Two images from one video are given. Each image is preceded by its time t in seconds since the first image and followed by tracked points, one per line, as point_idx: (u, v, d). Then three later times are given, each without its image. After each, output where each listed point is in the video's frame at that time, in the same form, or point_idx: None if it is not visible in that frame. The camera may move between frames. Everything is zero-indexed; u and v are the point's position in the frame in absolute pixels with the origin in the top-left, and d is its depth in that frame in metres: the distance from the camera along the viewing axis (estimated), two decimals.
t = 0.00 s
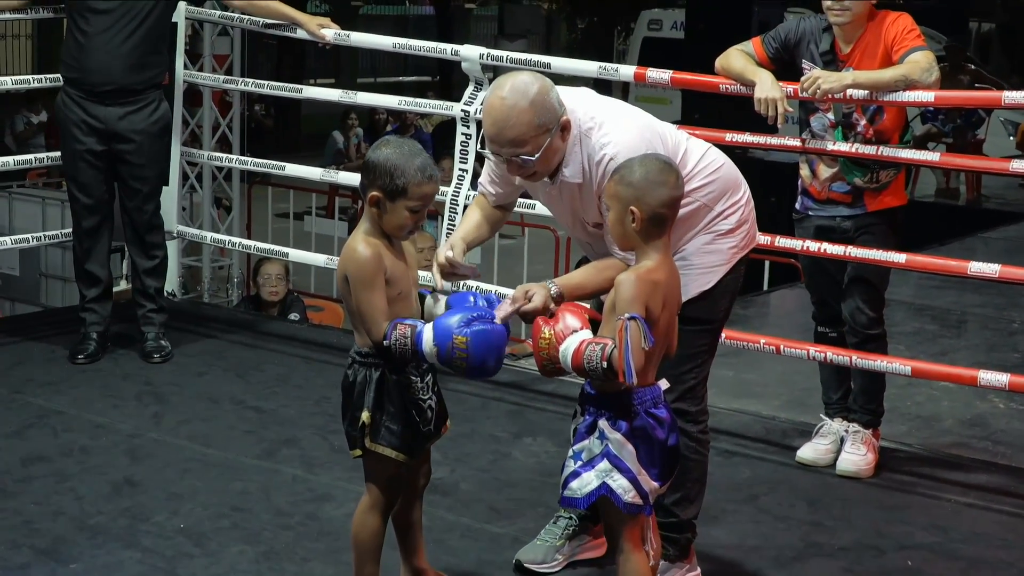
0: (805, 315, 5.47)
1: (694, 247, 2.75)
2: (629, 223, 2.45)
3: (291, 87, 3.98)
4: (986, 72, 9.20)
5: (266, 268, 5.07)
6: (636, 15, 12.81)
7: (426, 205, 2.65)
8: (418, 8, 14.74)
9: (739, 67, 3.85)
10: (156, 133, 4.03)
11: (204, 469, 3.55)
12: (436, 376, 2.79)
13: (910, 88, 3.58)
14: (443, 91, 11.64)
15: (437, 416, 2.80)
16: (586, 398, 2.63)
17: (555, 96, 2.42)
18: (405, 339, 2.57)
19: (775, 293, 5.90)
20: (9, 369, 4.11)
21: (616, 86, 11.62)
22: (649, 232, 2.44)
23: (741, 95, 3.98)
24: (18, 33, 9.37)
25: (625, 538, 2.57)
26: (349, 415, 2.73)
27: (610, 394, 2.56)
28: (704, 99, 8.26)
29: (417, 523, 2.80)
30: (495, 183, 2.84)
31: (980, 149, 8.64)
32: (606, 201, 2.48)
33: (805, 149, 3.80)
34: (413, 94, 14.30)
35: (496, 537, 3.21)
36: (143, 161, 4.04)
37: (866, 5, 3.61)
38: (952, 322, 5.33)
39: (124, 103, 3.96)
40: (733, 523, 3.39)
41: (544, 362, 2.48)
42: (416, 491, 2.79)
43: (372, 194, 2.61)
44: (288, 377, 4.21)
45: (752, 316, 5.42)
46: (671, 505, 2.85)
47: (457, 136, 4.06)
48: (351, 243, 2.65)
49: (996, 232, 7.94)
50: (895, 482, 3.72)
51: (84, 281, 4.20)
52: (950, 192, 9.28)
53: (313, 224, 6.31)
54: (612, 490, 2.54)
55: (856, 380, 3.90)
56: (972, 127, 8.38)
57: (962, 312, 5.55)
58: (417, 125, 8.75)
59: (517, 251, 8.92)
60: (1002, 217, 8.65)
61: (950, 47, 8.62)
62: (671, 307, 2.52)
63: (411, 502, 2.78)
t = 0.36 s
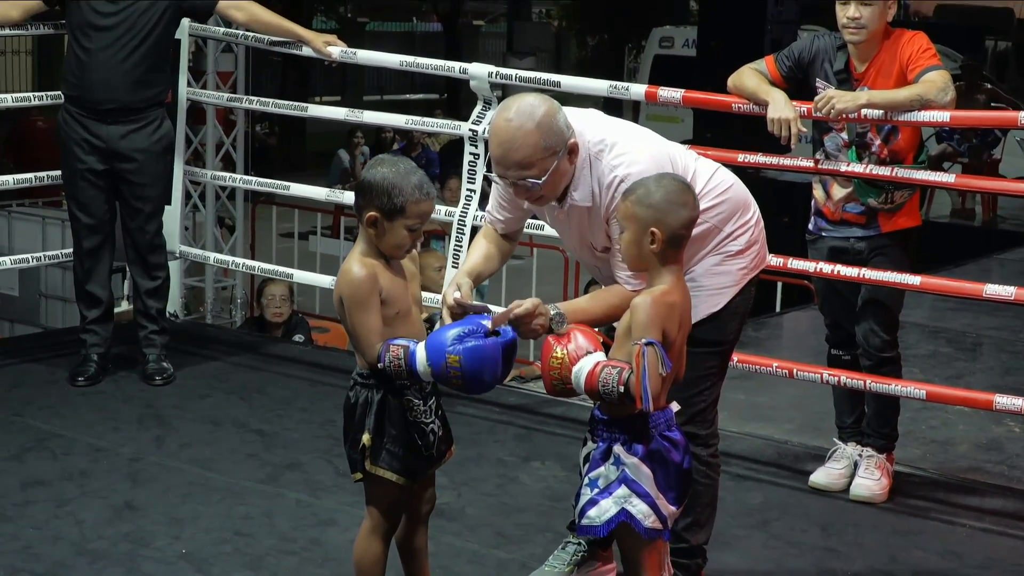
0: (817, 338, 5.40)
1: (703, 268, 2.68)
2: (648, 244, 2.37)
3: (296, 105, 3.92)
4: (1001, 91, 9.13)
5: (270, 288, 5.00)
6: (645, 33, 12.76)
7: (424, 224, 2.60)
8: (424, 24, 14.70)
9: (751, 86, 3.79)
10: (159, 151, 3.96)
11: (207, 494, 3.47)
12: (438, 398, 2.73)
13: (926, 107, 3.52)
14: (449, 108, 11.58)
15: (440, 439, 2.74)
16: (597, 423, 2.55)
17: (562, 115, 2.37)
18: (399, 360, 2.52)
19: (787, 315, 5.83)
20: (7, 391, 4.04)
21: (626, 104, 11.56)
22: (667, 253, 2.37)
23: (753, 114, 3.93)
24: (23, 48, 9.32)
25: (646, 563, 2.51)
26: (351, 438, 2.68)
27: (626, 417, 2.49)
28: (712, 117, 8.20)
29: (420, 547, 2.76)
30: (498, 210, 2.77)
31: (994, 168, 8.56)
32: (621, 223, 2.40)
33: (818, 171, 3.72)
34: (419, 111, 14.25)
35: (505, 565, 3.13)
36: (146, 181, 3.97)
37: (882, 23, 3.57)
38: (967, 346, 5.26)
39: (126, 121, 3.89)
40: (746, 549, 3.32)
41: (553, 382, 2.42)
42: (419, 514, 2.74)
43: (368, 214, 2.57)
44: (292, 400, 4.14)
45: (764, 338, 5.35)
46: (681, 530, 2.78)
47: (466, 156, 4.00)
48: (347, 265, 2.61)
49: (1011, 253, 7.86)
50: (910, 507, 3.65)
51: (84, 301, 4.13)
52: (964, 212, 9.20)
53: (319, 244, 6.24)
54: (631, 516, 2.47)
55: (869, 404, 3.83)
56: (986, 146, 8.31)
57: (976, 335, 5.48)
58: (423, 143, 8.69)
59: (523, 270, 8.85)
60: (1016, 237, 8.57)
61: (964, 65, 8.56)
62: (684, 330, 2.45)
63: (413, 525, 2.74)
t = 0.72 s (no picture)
0: (815, 346, 5.40)
1: (703, 277, 2.67)
2: (652, 255, 2.37)
3: (294, 112, 3.91)
4: (998, 100, 9.14)
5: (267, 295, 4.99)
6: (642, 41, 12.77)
7: (419, 227, 2.59)
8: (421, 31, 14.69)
9: (749, 95, 3.80)
10: (156, 158, 3.95)
11: (203, 501, 3.47)
12: (433, 405, 2.73)
13: (923, 117, 3.53)
14: (446, 115, 11.58)
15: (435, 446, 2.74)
16: (596, 431, 2.54)
17: (547, 146, 2.37)
18: (399, 367, 2.52)
19: (784, 323, 5.83)
20: (3, 397, 4.03)
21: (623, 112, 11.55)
22: (672, 261, 2.38)
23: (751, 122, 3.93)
24: (20, 54, 9.31)
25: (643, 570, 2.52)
26: (344, 445, 2.67)
27: (627, 426, 2.48)
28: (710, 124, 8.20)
29: (417, 553, 2.76)
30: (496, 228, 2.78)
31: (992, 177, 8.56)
32: (620, 238, 2.39)
33: (814, 178, 3.74)
34: (416, 118, 14.25)
35: (501, 573, 3.13)
36: (143, 188, 3.96)
37: (880, 32, 3.58)
38: (964, 355, 5.27)
39: (124, 128, 3.89)
40: (742, 557, 3.32)
41: (558, 392, 2.39)
42: (414, 521, 2.74)
43: (364, 217, 2.56)
44: (289, 407, 4.13)
45: (762, 347, 5.35)
46: (678, 538, 2.77)
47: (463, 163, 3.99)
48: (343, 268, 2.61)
49: (1008, 262, 7.86)
50: (905, 515, 3.66)
51: (80, 308, 4.12)
52: (961, 221, 9.21)
53: (316, 251, 6.24)
54: (632, 524, 2.46)
55: (866, 412, 3.83)
56: (984, 155, 8.31)
57: (973, 344, 5.48)
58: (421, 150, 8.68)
59: (520, 277, 8.84)
60: (1013, 246, 8.57)
61: (962, 74, 8.57)
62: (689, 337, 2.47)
63: (409, 532, 2.74)
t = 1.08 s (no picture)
0: (811, 349, 5.40)
1: (703, 280, 2.67)
2: (647, 258, 2.37)
3: (288, 115, 3.91)
4: (995, 101, 9.14)
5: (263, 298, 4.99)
6: (639, 43, 12.77)
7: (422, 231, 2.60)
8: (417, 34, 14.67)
9: (745, 97, 3.80)
10: (152, 162, 3.95)
11: (199, 505, 3.47)
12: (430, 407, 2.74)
13: (918, 118, 3.54)
14: (442, 118, 11.57)
15: (431, 448, 2.74)
16: (601, 433, 2.54)
17: (535, 169, 2.37)
18: (395, 370, 2.51)
19: (780, 325, 5.83)
20: None
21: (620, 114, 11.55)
22: (669, 263, 2.37)
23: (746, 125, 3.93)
24: (15, 59, 9.32)
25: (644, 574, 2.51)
26: (340, 446, 2.67)
27: (631, 428, 2.48)
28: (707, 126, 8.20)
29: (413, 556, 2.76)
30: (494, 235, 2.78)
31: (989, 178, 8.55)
32: (616, 240, 2.40)
33: (811, 180, 3.72)
34: (413, 121, 14.25)
35: None
36: (138, 192, 3.96)
37: (876, 34, 3.58)
38: (960, 356, 5.27)
39: (120, 131, 3.89)
40: (738, 559, 3.32)
41: (564, 393, 2.36)
42: (410, 523, 2.74)
43: (366, 218, 2.57)
44: (285, 411, 4.13)
45: (758, 349, 5.35)
46: (674, 541, 2.78)
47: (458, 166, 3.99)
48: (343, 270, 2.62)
49: (1005, 263, 7.87)
50: (901, 518, 3.65)
51: (77, 312, 4.12)
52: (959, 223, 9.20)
53: (311, 255, 6.24)
54: (636, 527, 2.45)
55: (862, 414, 3.83)
56: (981, 157, 8.32)
57: (969, 345, 5.48)
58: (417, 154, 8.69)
59: (517, 280, 8.84)
60: (1010, 247, 8.57)
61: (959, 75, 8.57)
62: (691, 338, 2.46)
63: (405, 533, 2.74)
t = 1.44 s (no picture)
0: (810, 351, 5.38)
1: (702, 283, 2.65)
2: (647, 260, 2.35)
3: (286, 116, 3.89)
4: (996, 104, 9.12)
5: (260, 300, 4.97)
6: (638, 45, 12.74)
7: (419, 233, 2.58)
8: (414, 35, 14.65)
9: (745, 98, 3.78)
10: (148, 162, 3.93)
11: (195, 507, 3.44)
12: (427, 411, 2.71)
13: (918, 121, 3.51)
14: (439, 119, 11.55)
15: (431, 452, 2.71)
16: (602, 436, 2.52)
17: (544, 133, 2.37)
18: (377, 373, 2.50)
19: (779, 328, 5.81)
20: None
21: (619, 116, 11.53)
22: (669, 266, 2.36)
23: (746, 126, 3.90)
24: (11, 58, 9.28)
25: None
26: (335, 447, 2.66)
27: (631, 431, 2.46)
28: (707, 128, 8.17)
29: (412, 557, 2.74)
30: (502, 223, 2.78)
31: (990, 180, 8.53)
32: (618, 243, 2.38)
33: (809, 182, 3.69)
34: (411, 122, 14.22)
35: None
36: (135, 192, 3.93)
37: (877, 35, 3.57)
38: (960, 360, 5.25)
39: (117, 131, 3.87)
40: (737, 563, 3.29)
41: (563, 398, 2.39)
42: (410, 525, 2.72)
43: (363, 220, 2.55)
44: (281, 413, 4.11)
45: (757, 351, 5.32)
46: (672, 546, 2.75)
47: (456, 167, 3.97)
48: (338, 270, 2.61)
49: (1005, 266, 7.84)
50: (901, 522, 3.63)
51: (72, 313, 4.10)
52: (959, 226, 9.17)
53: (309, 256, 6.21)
54: (632, 532, 2.43)
55: (862, 418, 3.81)
56: (982, 159, 8.30)
57: (970, 349, 5.46)
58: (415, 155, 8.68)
59: (514, 282, 8.81)
60: (1010, 250, 8.55)
61: (960, 77, 8.55)
62: (694, 342, 2.43)
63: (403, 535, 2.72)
